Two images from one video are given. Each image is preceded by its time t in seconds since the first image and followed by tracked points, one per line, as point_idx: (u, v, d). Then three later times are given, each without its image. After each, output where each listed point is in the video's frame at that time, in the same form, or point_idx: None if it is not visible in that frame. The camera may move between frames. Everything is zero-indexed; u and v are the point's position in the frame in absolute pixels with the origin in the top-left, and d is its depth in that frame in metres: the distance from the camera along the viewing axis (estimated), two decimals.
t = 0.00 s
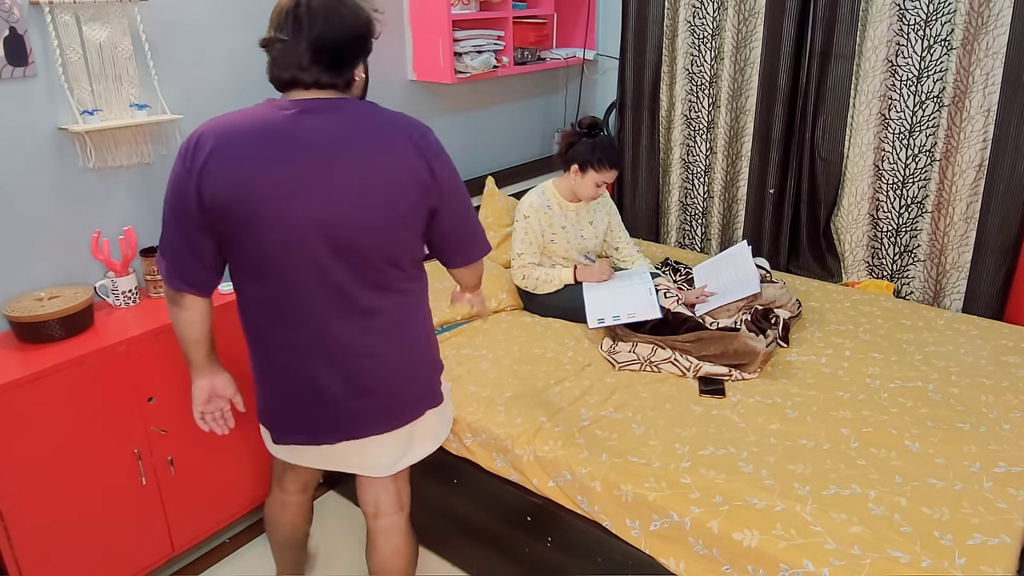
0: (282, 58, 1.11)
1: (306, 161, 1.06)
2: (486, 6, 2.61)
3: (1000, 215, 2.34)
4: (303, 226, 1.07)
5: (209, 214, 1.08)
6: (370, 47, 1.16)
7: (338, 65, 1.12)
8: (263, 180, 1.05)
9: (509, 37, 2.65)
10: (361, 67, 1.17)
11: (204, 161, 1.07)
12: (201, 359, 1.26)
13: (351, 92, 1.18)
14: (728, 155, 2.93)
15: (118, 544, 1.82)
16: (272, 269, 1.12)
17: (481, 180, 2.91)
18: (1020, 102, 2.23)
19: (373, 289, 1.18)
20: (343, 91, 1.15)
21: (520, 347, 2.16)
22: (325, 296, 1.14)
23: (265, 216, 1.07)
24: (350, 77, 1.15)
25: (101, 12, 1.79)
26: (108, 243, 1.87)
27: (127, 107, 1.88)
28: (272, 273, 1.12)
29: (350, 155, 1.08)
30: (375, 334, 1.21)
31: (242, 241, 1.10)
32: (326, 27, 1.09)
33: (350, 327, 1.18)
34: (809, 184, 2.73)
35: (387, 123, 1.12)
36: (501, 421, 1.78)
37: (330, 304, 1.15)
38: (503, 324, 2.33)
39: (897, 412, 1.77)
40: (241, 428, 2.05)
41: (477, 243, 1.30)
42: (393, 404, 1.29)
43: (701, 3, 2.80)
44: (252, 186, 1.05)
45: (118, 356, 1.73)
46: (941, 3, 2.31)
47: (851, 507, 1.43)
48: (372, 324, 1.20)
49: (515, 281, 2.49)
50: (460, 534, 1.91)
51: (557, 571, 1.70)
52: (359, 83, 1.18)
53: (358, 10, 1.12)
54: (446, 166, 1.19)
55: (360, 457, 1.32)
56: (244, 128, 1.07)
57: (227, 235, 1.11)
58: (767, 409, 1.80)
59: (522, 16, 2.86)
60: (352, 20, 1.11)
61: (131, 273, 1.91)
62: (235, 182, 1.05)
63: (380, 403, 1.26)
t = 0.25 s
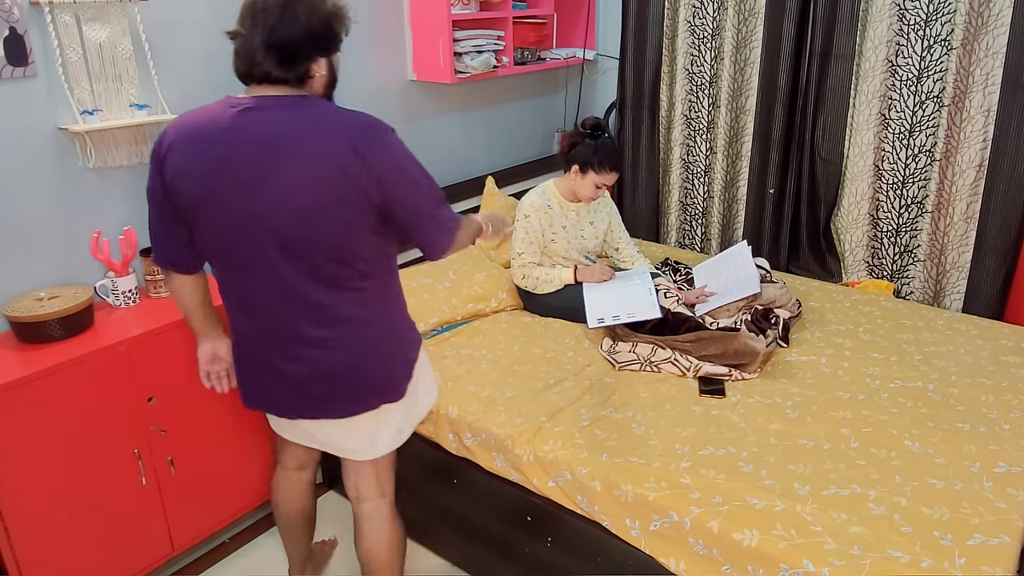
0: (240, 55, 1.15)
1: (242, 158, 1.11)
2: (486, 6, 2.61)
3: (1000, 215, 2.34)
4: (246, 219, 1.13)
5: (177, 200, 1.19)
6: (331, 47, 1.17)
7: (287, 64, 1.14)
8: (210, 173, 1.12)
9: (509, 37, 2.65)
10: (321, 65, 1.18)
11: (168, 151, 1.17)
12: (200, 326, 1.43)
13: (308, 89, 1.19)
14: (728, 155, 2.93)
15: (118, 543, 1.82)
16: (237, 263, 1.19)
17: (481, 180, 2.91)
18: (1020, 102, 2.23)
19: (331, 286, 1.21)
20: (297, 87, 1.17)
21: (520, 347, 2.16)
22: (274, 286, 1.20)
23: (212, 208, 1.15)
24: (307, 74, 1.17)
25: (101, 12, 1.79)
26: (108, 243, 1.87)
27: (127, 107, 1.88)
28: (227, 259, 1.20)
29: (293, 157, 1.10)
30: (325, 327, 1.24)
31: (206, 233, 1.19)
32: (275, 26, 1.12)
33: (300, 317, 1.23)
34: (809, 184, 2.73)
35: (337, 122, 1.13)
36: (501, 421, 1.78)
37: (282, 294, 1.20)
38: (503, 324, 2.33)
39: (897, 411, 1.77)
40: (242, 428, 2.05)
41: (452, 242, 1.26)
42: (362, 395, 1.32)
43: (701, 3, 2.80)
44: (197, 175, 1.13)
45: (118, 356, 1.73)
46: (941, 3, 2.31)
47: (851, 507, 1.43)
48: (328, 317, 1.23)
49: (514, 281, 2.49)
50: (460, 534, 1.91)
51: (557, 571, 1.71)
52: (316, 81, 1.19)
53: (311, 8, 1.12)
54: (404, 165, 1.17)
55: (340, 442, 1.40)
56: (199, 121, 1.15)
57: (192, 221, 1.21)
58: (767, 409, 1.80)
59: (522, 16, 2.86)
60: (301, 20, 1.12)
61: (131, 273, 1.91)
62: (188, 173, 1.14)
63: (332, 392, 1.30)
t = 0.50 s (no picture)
0: (205, 55, 1.27)
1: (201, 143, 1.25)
2: (486, 6, 2.61)
3: (1000, 215, 2.34)
4: (201, 198, 1.26)
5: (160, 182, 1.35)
6: (289, 44, 1.27)
7: (245, 62, 1.25)
8: (176, 155, 1.28)
9: (509, 37, 2.66)
10: (280, 61, 1.28)
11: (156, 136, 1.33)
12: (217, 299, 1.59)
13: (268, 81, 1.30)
14: (728, 155, 2.93)
15: (119, 543, 1.82)
16: (205, 246, 1.32)
17: (481, 180, 2.91)
18: (1020, 102, 2.23)
19: (279, 271, 1.30)
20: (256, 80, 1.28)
21: (520, 347, 2.16)
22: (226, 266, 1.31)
23: (179, 188, 1.29)
24: (263, 68, 1.27)
25: (101, 12, 1.79)
26: (108, 243, 1.86)
27: (127, 107, 1.88)
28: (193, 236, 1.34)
29: (240, 144, 1.21)
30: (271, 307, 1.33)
31: (178, 213, 1.34)
32: (232, 27, 1.23)
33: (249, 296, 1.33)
34: (809, 184, 2.73)
35: (282, 109, 1.22)
36: (501, 421, 1.77)
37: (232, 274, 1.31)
38: (503, 324, 2.33)
39: (897, 412, 1.77)
40: (242, 429, 2.05)
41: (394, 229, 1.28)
42: (317, 375, 1.41)
43: (701, 3, 2.80)
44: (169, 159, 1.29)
45: (118, 356, 1.73)
46: (941, 3, 2.31)
47: (851, 507, 1.43)
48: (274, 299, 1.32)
49: (514, 281, 2.49)
50: (460, 533, 1.91)
51: (557, 571, 1.71)
52: (275, 74, 1.30)
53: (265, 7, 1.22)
54: (340, 151, 1.21)
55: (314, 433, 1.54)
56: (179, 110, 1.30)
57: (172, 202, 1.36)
58: (768, 409, 1.80)
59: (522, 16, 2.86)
60: (254, 20, 1.22)
61: (132, 273, 1.91)
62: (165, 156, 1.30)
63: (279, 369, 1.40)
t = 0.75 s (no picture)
0: (198, 56, 1.31)
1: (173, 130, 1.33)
2: (486, 6, 2.61)
3: (1000, 215, 2.34)
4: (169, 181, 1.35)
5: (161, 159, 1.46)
6: (276, 46, 1.28)
7: (233, 63, 1.28)
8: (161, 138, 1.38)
9: (509, 37, 2.66)
10: (269, 62, 1.30)
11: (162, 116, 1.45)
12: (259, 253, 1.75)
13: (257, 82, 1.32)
14: (728, 155, 2.93)
15: (119, 543, 1.82)
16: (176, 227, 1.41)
17: (481, 180, 2.91)
18: (1020, 102, 2.23)
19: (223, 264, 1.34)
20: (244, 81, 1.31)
21: (520, 347, 2.16)
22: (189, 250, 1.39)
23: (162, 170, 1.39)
24: (250, 70, 1.29)
25: (101, 12, 1.79)
26: (108, 243, 1.86)
27: (127, 107, 1.88)
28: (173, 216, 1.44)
29: (193, 137, 1.26)
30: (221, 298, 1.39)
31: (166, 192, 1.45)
32: (221, 29, 1.26)
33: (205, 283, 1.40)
34: (809, 184, 2.73)
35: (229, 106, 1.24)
36: (501, 421, 1.77)
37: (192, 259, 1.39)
38: (503, 324, 2.33)
39: (897, 411, 1.77)
40: (242, 428, 2.05)
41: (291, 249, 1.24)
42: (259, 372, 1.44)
43: (701, 3, 2.80)
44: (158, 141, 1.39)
45: (118, 356, 1.73)
46: (941, 3, 2.31)
47: (851, 507, 1.43)
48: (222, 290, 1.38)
49: (514, 281, 2.49)
50: (459, 532, 1.91)
51: (556, 571, 1.71)
52: (264, 76, 1.32)
53: (252, 9, 1.24)
54: (259, 157, 1.21)
55: (261, 425, 1.61)
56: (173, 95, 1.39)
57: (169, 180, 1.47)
58: (768, 409, 1.80)
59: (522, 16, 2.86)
60: (241, 22, 1.24)
61: (131, 273, 1.91)
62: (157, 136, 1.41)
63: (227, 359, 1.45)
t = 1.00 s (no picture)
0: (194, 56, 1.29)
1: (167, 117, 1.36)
2: (486, 6, 2.61)
3: (999, 215, 2.34)
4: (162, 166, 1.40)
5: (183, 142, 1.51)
6: (273, 47, 1.27)
7: (229, 64, 1.26)
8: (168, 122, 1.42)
9: (509, 37, 2.66)
10: (265, 63, 1.29)
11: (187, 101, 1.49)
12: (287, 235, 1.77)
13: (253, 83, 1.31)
14: (728, 155, 2.93)
15: (118, 543, 1.82)
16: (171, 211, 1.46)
17: (481, 179, 2.91)
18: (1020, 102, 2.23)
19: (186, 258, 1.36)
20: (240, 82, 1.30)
21: (520, 347, 2.17)
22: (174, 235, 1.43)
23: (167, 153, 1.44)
24: (247, 71, 1.28)
25: (101, 12, 1.79)
26: (108, 243, 1.86)
27: (127, 107, 1.88)
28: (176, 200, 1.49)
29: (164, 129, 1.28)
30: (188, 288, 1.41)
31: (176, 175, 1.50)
32: (215, 30, 1.23)
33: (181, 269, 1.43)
34: (809, 184, 2.73)
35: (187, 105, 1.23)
36: (501, 421, 1.77)
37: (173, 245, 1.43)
38: (503, 324, 2.33)
39: (897, 412, 1.77)
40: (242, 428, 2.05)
41: (204, 257, 1.19)
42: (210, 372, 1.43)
43: (701, 3, 2.79)
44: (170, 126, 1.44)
45: (118, 356, 1.73)
46: (941, 3, 2.31)
47: (851, 507, 1.43)
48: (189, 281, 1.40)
49: (514, 281, 2.49)
50: (459, 532, 1.91)
51: (556, 571, 1.71)
52: (259, 76, 1.30)
53: (246, 9, 1.22)
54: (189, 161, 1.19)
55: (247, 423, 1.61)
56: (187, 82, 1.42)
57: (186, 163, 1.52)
58: (768, 409, 1.80)
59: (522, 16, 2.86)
60: (236, 23, 1.22)
61: (131, 273, 1.91)
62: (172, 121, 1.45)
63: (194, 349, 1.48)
